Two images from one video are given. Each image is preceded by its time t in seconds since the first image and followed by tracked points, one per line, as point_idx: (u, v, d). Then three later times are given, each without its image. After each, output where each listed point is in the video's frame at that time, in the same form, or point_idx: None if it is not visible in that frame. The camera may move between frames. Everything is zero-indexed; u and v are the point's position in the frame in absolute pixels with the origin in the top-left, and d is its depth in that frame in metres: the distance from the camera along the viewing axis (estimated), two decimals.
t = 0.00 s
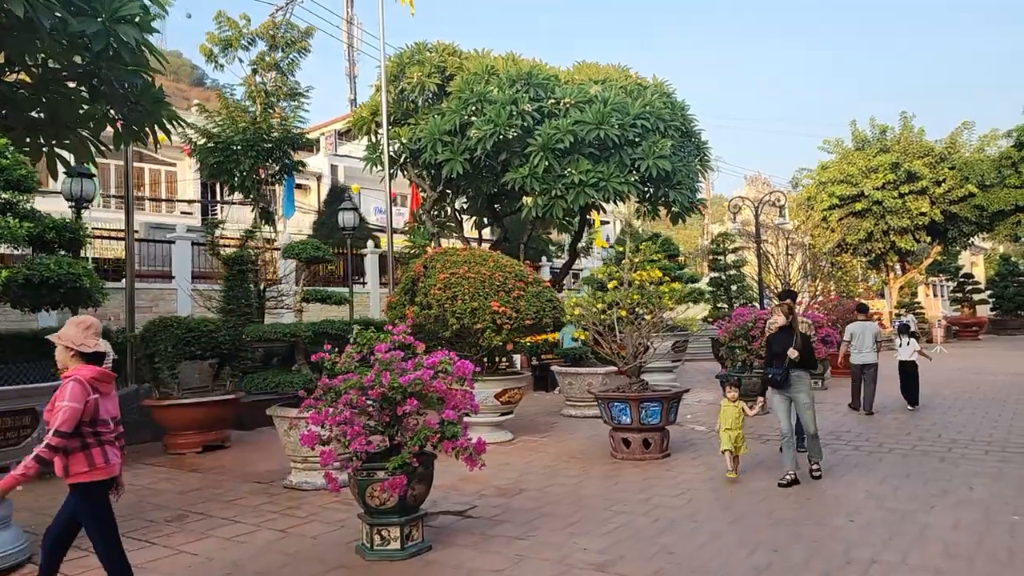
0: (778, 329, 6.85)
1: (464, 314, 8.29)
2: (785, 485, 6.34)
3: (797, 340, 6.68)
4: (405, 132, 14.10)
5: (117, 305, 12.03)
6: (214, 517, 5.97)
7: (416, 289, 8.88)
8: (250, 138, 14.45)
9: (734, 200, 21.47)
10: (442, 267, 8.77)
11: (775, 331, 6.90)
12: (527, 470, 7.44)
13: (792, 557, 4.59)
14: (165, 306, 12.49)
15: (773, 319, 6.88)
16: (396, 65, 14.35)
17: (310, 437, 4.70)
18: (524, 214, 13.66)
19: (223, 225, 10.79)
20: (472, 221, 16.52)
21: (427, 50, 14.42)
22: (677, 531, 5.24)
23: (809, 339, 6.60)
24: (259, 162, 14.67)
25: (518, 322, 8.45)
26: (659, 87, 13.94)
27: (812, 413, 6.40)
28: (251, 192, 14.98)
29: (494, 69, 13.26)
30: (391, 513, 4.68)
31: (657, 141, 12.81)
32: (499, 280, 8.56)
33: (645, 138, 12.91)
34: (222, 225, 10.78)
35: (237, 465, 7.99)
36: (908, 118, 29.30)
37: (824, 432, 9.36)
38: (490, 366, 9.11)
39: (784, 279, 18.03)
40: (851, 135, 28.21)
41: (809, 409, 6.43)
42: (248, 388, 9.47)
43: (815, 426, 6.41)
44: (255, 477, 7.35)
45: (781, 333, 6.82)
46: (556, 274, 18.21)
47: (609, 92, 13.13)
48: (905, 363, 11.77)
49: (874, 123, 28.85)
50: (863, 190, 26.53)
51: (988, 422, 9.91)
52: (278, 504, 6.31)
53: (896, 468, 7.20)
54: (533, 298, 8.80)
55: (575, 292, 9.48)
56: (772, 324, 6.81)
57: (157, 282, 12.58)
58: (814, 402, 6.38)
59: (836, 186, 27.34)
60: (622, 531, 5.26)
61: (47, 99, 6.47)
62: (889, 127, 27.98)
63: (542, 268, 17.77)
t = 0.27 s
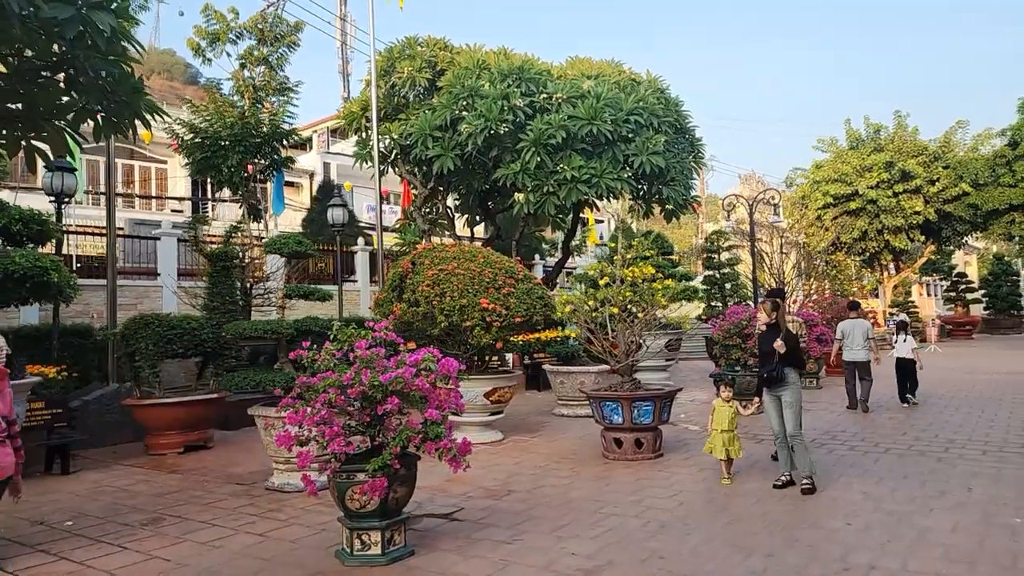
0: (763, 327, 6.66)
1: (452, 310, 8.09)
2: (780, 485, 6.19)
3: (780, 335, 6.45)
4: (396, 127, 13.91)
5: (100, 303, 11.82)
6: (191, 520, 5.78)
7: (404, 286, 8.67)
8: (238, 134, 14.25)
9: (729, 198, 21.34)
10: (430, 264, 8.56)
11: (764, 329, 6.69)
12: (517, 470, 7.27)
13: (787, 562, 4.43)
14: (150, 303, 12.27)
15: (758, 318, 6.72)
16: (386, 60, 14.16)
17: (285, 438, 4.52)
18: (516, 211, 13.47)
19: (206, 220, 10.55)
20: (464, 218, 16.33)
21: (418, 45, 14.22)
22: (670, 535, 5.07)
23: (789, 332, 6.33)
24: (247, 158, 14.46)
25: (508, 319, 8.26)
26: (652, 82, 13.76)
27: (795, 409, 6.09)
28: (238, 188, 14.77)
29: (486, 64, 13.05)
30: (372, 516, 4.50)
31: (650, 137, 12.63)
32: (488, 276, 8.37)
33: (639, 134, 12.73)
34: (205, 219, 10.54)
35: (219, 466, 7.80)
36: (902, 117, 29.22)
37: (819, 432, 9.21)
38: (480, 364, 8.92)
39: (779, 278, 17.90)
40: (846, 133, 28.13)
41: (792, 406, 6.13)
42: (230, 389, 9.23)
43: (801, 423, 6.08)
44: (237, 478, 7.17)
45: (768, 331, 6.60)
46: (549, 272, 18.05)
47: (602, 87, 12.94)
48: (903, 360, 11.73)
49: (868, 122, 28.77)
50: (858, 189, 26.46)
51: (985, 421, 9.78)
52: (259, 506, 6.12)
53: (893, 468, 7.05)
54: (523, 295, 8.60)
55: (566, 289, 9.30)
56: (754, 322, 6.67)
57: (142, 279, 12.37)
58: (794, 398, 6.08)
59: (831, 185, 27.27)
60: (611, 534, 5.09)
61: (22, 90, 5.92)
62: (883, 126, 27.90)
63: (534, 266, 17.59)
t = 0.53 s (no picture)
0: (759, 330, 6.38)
1: (443, 311, 7.88)
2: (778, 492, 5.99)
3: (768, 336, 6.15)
4: (387, 124, 13.69)
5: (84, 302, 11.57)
6: (169, 528, 5.56)
7: (393, 285, 8.45)
8: (227, 131, 14.05)
9: (724, 198, 21.19)
10: (421, 263, 8.35)
11: (761, 332, 6.39)
12: (508, 476, 7.07)
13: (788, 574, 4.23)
14: (136, 303, 12.03)
15: (752, 321, 6.48)
16: (378, 55, 13.93)
17: (264, 445, 4.29)
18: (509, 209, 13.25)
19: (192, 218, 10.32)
20: (457, 217, 16.12)
21: (410, 41, 14.00)
22: (666, 545, 4.87)
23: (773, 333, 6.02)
24: (236, 155, 14.23)
25: (500, 319, 8.05)
26: (648, 79, 13.57)
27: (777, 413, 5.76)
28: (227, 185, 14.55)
29: (479, 60, 12.84)
30: (354, 527, 4.29)
31: (646, 135, 12.43)
32: (480, 275, 8.16)
33: (634, 132, 12.53)
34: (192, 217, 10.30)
35: (202, 470, 7.58)
36: (898, 117, 29.12)
37: (817, 435, 9.03)
38: (472, 366, 8.70)
39: (775, 278, 17.74)
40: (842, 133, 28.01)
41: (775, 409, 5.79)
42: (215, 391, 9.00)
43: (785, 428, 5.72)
44: (220, 484, 6.95)
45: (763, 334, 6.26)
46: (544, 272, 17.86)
47: (597, 83, 12.74)
48: (904, 360, 11.72)
49: (864, 122, 28.66)
50: (853, 188, 26.34)
51: (985, 424, 9.61)
52: (239, 514, 5.89)
53: (894, 474, 6.86)
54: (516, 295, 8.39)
55: (560, 289, 9.10)
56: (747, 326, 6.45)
57: (127, 279, 12.13)
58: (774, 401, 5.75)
59: (827, 185, 27.15)
60: (605, 545, 4.89)
61: None
62: (879, 126, 27.79)
63: (529, 266, 17.38)
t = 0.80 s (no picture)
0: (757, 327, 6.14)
1: (433, 310, 7.72)
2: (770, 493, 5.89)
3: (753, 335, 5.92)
4: (379, 121, 13.52)
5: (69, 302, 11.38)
6: (147, 535, 5.40)
7: (382, 284, 8.28)
8: (216, 128, 13.89)
9: (719, 197, 21.08)
10: (411, 261, 8.18)
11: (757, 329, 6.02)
12: (498, 479, 6.92)
13: None
14: (123, 303, 11.83)
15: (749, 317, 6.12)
16: (369, 51, 13.75)
17: (241, 451, 4.14)
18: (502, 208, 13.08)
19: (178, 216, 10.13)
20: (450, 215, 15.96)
21: (402, 37, 13.82)
22: (659, 552, 4.72)
23: (752, 333, 5.80)
24: (225, 152, 14.05)
25: (490, 319, 7.88)
26: (642, 76, 13.42)
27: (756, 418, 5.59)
28: (216, 183, 14.37)
29: (471, 56, 12.68)
30: (335, 535, 4.14)
31: (640, 132, 12.27)
32: (470, 274, 7.97)
33: (628, 129, 12.37)
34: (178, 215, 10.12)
35: (185, 474, 7.41)
36: (893, 116, 29.06)
37: (812, 436, 8.90)
38: (462, 366, 8.53)
39: (770, 277, 17.63)
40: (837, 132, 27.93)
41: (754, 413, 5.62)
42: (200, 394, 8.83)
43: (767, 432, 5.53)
44: (202, 488, 6.79)
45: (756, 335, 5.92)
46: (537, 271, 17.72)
47: (590, 80, 12.58)
48: (905, 361, 11.74)
49: (859, 121, 28.59)
50: (849, 188, 26.28)
51: (981, 425, 9.49)
52: (220, 519, 5.73)
53: (891, 477, 6.73)
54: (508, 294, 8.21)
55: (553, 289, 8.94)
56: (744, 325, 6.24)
57: (114, 278, 11.94)
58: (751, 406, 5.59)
59: (822, 184, 27.08)
60: (595, 552, 4.74)
61: None
62: (874, 125, 27.72)
63: (522, 265, 17.23)
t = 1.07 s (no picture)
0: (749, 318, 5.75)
1: (416, 309, 7.56)
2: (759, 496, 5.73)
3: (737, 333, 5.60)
4: (367, 118, 13.35)
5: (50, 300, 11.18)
6: (117, 540, 5.24)
7: (366, 282, 8.12)
8: (202, 124, 13.73)
9: (712, 195, 20.97)
10: (394, 259, 8.02)
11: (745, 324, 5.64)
12: (481, 481, 6.77)
13: None
14: (104, 301, 11.63)
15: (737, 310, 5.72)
16: (357, 47, 13.57)
17: (206, 454, 3.98)
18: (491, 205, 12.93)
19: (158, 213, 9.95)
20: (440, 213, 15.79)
21: (390, 32, 13.65)
22: (642, 556, 4.58)
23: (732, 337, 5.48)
24: (211, 148, 13.87)
25: (475, 318, 7.73)
26: (633, 72, 13.28)
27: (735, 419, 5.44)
28: (202, 180, 14.20)
29: (460, 52, 12.52)
30: (305, 541, 4.00)
31: (630, 129, 12.12)
32: (454, 273, 7.81)
33: (618, 126, 12.23)
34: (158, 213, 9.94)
35: (162, 476, 7.24)
36: (886, 114, 29.01)
37: (803, 437, 8.77)
38: (447, 365, 8.38)
39: (763, 275, 17.52)
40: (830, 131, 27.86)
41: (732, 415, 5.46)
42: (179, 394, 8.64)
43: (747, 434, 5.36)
44: (178, 490, 6.62)
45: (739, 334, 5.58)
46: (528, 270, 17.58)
47: (580, 76, 12.43)
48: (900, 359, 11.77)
49: (853, 120, 28.53)
50: (842, 186, 26.21)
51: (974, 425, 9.38)
52: (193, 524, 5.57)
53: (882, 478, 6.61)
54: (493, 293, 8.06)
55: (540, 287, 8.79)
56: (742, 317, 5.92)
57: (96, 275, 11.75)
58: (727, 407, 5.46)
59: (815, 182, 27.01)
60: (576, 557, 4.60)
61: None
62: (868, 124, 27.65)
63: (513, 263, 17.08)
